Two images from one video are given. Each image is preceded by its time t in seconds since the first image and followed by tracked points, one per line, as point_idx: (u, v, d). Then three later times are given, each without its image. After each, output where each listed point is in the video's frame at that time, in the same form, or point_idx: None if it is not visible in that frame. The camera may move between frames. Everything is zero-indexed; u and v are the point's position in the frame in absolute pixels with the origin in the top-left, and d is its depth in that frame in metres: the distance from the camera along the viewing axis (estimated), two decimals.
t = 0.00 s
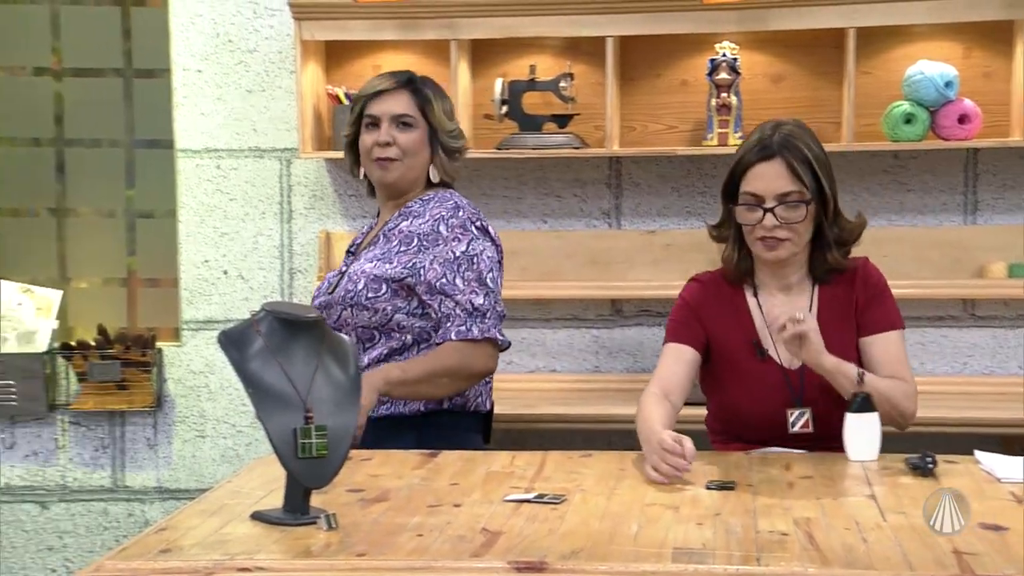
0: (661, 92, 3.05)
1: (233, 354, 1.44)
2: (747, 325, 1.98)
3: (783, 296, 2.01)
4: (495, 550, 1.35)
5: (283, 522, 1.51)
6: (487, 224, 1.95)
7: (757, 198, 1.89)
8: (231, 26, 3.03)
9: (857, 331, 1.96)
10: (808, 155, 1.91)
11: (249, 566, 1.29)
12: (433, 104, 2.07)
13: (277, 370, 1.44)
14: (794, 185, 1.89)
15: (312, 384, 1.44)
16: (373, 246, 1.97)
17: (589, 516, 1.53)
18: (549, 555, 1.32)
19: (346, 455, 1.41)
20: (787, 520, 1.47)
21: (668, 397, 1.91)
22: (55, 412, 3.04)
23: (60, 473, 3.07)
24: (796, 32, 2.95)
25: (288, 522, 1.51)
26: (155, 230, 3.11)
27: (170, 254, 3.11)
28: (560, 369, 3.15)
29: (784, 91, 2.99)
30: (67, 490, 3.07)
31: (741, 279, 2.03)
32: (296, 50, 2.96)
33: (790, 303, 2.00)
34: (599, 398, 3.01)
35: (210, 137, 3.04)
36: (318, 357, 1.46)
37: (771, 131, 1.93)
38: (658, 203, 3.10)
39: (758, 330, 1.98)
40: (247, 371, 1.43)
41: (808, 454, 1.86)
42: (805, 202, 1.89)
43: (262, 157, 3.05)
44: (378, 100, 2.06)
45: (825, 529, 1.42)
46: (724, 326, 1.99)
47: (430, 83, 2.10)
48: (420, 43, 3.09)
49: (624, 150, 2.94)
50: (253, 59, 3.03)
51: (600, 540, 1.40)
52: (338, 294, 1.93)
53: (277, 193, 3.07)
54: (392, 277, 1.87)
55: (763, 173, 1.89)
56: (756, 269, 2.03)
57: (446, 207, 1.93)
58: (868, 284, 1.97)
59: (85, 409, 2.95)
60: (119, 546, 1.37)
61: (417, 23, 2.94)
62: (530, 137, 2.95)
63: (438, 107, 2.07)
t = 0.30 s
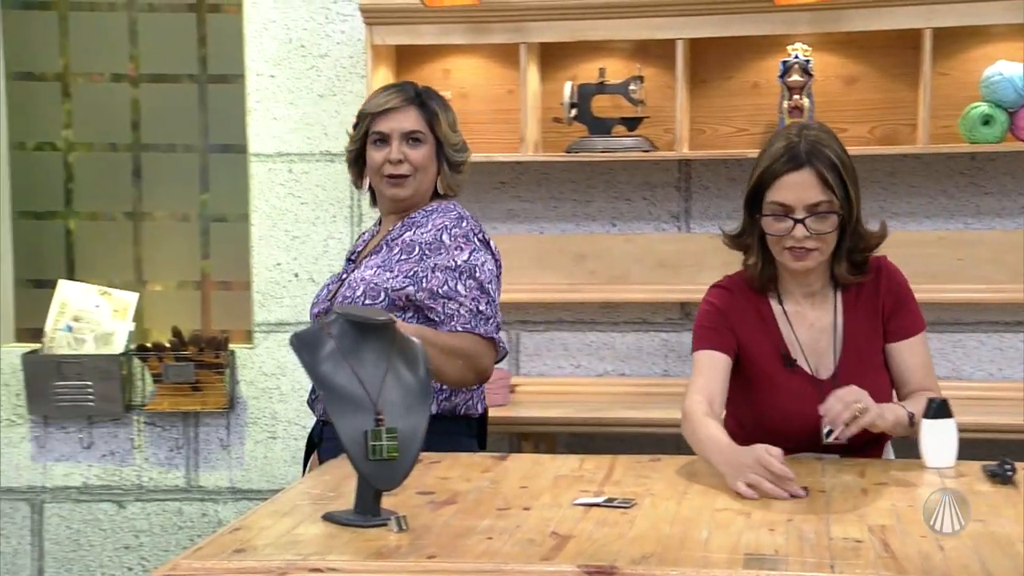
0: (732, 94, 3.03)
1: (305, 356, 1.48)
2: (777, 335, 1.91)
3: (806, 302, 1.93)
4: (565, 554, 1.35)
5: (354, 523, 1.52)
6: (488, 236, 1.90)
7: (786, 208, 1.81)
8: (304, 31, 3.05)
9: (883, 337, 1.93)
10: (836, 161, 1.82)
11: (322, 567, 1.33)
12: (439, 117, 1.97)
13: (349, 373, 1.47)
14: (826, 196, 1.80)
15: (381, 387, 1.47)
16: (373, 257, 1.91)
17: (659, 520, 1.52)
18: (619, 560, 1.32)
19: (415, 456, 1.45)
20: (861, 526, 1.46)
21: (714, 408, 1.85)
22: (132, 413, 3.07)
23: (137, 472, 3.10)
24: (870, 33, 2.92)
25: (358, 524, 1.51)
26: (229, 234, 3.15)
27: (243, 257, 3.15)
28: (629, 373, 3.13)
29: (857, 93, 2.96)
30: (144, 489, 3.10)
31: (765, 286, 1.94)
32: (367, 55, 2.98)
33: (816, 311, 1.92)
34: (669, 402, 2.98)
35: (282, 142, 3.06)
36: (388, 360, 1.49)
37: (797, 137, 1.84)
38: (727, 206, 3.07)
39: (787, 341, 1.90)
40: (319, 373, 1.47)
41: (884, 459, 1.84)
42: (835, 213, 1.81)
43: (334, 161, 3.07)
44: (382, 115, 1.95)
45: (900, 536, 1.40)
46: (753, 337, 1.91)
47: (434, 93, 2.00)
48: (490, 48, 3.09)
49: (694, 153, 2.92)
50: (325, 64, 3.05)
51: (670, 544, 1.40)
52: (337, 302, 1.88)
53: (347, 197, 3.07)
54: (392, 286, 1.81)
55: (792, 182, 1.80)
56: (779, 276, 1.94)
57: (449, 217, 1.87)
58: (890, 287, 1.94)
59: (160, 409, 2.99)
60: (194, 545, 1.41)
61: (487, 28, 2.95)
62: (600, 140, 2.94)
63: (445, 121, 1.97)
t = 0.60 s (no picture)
0: (809, 98, 3.00)
1: (382, 361, 1.51)
2: (841, 343, 1.87)
3: (876, 310, 1.89)
4: (640, 560, 1.35)
5: (428, 527, 1.52)
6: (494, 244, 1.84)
7: (857, 220, 1.78)
8: (379, 38, 3.07)
9: (954, 346, 1.88)
10: (910, 172, 1.78)
11: (396, 570, 1.34)
12: (443, 120, 1.92)
13: (424, 377, 1.50)
14: (898, 208, 1.77)
15: (456, 391, 1.51)
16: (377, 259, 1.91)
17: (734, 528, 1.51)
18: (696, 567, 1.31)
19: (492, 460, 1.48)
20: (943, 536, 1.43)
21: (765, 421, 1.85)
22: (210, 415, 3.04)
23: (215, 474, 3.05)
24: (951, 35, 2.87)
25: (434, 527, 1.52)
26: (305, 239, 3.17)
27: (318, 262, 3.17)
28: (704, 379, 3.11)
29: (937, 96, 2.91)
30: (222, 491, 3.06)
31: (832, 293, 1.90)
32: (442, 61, 3.00)
33: (885, 319, 1.88)
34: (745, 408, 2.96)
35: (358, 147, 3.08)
36: (462, 365, 1.53)
37: (870, 147, 1.80)
38: (802, 210, 3.04)
39: (851, 348, 1.87)
40: (393, 377, 1.50)
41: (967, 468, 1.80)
42: (908, 226, 1.77)
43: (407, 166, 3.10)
44: (386, 121, 1.89)
45: (984, 546, 1.38)
46: (814, 344, 1.88)
47: (432, 97, 1.94)
48: (564, 52, 3.09)
49: (769, 157, 2.89)
50: (401, 70, 3.08)
51: (746, 552, 1.39)
52: (340, 306, 1.88)
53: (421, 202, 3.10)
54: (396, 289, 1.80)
55: (863, 194, 1.77)
56: (848, 283, 1.90)
57: (455, 222, 1.82)
58: (965, 296, 1.89)
59: (237, 412, 2.97)
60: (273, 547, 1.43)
61: (562, 33, 2.96)
62: (675, 144, 2.92)
63: (449, 124, 1.93)
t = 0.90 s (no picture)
0: (887, 100, 2.96)
1: (454, 364, 1.54)
2: (923, 342, 1.85)
3: (965, 311, 1.85)
4: (715, 566, 1.36)
5: (502, 530, 1.54)
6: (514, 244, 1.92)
7: (943, 218, 1.75)
8: (452, 42, 3.09)
9: None
10: (1000, 170, 1.75)
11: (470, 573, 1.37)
12: (453, 123, 1.97)
13: (496, 381, 1.54)
14: (986, 206, 1.74)
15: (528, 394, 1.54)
16: (398, 260, 1.91)
17: (810, 535, 1.50)
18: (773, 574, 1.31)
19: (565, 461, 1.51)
20: None
21: (863, 424, 1.84)
22: (284, 416, 3.05)
23: (289, 476, 3.05)
24: None
25: (507, 532, 1.53)
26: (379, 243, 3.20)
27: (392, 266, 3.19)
28: (778, 385, 3.07)
29: (1019, 97, 2.86)
30: (296, 492, 3.06)
31: (921, 292, 1.87)
32: (514, 64, 3.00)
33: (973, 319, 1.84)
34: (819, 414, 2.92)
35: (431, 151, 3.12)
36: (534, 369, 1.56)
37: (960, 144, 1.78)
38: (879, 214, 3.00)
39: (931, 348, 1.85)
40: (467, 381, 1.53)
41: None
42: (997, 224, 1.74)
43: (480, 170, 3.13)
44: (397, 124, 1.95)
45: None
46: (896, 343, 1.86)
47: (444, 99, 1.99)
48: (637, 55, 3.08)
49: (845, 159, 2.85)
50: (473, 74, 3.09)
51: (823, 559, 1.38)
52: (367, 307, 1.87)
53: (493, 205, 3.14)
54: (428, 289, 1.84)
55: (951, 192, 1.75)
56: (938, 281, 1.87)
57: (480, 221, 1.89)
58: None
59: (311, 414, 3.00)
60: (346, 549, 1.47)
61: (635, 35, 2.95)
62: (748, 147, 2.89)
63: (459, 126, 1.98)
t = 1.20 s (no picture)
0: (965, 101, 2.91)
1: (526, 367, 1.64)
2: (1012, 347, 1.87)
3: None
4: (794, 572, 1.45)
5: (574, 536, 1.68)
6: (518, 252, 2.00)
7: None
8: (523, 46, 3.09)
9: None
10: None
11: None
12: (454, 130, 2.03)
13: (567, 385, 1.63)
14: None
15: (602, 399, 1.62)
16: (408, 264, 1.95)
17: (888, 543, 1.57)
18: None
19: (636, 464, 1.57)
20: None
21: (964, 430, 1.85)
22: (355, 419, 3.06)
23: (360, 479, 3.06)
24: None
25: (580, 535, 1.68)
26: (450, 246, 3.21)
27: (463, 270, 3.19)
28: (853, 391, 3.03)
29: None
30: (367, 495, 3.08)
31: (1009, 298, 1.89)
32: (585, 68, 3.00)
33: None
34: (896, 421, 2.88)
35: (502, 154, 3.13)
36: (606, 374, 1.64)
37: None
38: (958, 218, 2.95)
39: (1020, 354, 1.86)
40: (537, 384, 1.63)
41: None
42: None
43: (550, 174, 3.11)
44: (401, 130, 2.00)
45: None
46: (987, 348, 1.88)
47: (445, 108, 2.05)
48: (708, 58, 3.06)
49: (923, 162, 2.81)
50: (543, 78, 3.09)
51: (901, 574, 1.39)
52: (383, 311, 1.90)
53: (563, 209, 3.12)
54: (444, 294, 1.89)
55: None
56: None
57: (492, 230, 1.96)
58: None
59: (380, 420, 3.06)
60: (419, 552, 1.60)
61: (708, 37, 2.93)
62: (823, 150, 2.85)
63: (459, 134, 2.03)
